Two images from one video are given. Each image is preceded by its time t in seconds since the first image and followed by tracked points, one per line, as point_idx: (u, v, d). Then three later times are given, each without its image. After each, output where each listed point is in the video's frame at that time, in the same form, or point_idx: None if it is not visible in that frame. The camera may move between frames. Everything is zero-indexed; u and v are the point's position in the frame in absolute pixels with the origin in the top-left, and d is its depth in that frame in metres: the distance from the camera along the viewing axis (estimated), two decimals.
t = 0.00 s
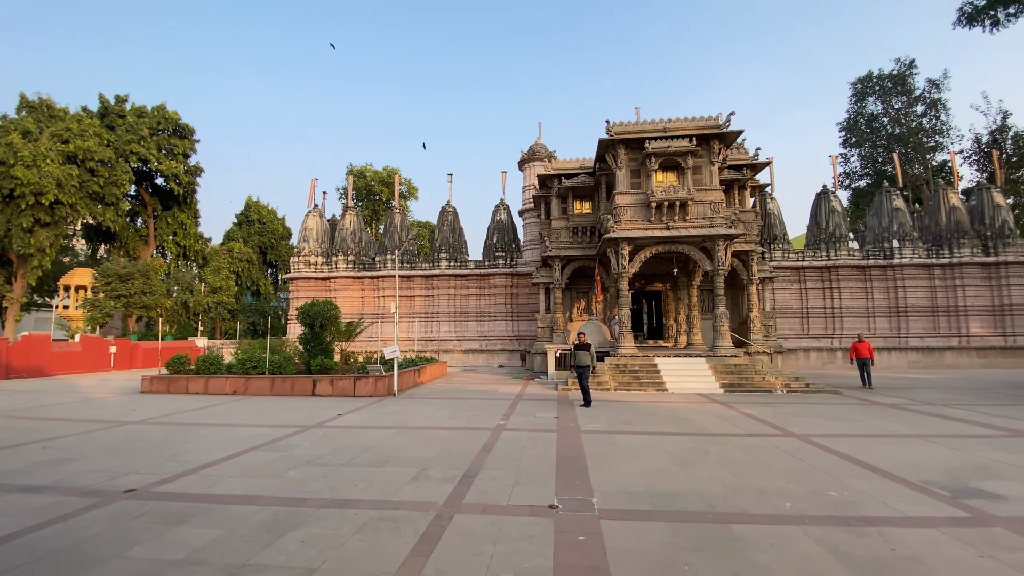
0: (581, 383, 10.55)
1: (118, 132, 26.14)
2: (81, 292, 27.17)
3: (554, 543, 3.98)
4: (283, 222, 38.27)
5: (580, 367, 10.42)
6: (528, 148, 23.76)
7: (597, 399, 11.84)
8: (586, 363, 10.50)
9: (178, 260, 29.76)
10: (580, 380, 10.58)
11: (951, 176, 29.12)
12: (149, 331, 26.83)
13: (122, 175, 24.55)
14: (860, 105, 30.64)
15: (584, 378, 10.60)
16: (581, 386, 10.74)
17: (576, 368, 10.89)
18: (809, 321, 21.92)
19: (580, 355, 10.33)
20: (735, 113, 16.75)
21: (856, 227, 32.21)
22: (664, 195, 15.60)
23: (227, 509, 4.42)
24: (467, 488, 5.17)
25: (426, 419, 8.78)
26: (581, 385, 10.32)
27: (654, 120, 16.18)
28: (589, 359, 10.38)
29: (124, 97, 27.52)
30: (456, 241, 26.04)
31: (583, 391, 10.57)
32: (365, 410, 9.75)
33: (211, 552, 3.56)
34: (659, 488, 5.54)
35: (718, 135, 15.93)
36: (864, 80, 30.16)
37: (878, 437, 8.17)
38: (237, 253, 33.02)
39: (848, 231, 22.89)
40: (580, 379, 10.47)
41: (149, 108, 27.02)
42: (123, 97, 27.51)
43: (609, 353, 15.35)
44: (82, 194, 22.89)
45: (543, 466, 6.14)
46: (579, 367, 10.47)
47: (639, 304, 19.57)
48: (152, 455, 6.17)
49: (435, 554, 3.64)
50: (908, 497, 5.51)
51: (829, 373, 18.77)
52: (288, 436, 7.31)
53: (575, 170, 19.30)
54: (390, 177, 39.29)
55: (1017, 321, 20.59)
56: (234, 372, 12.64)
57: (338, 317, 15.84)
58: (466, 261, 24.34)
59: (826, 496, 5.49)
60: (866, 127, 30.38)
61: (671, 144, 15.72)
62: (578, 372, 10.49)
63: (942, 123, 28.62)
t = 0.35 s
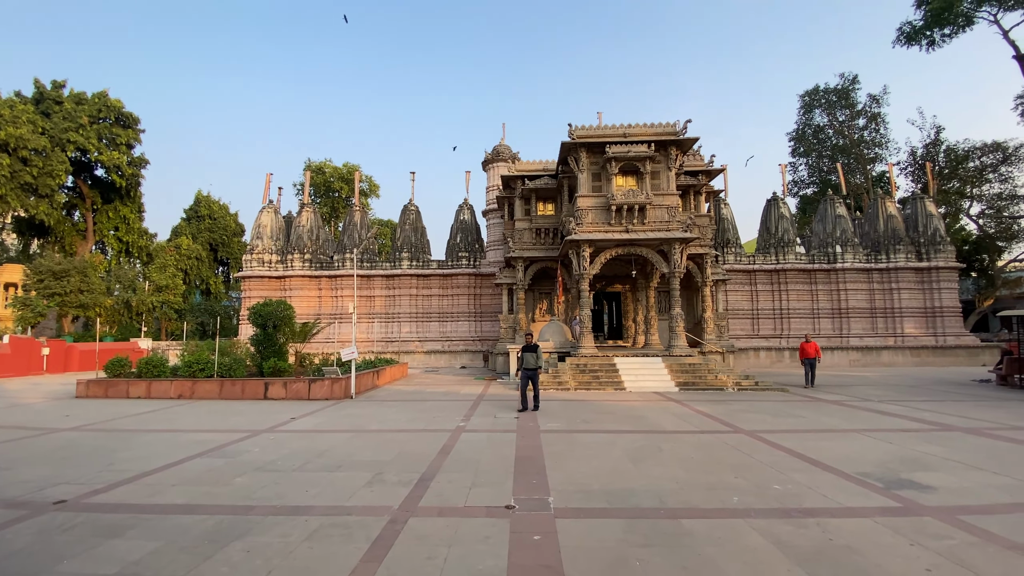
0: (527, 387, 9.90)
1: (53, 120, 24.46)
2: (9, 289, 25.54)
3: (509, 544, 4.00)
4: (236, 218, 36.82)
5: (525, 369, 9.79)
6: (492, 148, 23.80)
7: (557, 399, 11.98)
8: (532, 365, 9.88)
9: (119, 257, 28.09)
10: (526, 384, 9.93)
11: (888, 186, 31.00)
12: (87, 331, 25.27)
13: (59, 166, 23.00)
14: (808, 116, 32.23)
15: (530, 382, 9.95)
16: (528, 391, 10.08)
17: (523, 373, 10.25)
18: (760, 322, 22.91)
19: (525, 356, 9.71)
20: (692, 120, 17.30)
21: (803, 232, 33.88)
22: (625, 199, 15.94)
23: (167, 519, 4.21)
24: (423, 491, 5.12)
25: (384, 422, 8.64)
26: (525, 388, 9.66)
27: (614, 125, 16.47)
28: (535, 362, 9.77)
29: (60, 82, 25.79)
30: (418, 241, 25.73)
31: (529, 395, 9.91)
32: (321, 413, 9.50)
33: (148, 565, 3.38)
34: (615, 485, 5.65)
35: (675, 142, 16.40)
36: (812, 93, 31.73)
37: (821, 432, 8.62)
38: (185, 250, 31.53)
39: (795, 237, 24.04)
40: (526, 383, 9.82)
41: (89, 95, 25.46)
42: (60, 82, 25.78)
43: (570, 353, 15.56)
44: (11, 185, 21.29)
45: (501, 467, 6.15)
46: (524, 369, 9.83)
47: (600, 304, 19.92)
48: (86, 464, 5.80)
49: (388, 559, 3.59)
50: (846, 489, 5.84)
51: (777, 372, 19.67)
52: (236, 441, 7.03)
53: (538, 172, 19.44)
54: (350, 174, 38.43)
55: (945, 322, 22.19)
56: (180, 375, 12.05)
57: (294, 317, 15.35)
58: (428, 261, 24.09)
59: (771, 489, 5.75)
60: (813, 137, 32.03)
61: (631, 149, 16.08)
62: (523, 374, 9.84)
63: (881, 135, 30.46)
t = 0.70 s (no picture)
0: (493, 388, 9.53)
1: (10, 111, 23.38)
2: None
3: (482, 545, 3.99)
4: (206, 216, 35.86)
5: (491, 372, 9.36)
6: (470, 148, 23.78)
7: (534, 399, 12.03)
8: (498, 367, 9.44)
9: (81, 255, 27.02)
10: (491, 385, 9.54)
11: (854, 191, 32.02)
12: (46, 332, 24.24)
13: (17, 160, 21.99)
14: (779, 122, 33.09)
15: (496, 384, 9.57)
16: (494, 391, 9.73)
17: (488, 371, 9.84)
18: (732, 322, 23.42)
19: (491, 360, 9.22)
20: (667, 124, 17.58)
21: (774, 234, 34.75)
22: (601, 200, 16.09)
23: (129, 526, 4.08)
24: (397, 493, 5.07)
25: (358, 424, 8.54)
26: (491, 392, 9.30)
27: (592, 127, 16.59)
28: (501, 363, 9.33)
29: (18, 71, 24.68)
30: (395, 240, 25.48)
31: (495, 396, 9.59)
32: (293, 415, 9.32)
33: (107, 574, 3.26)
34: (589, 484, 5.70)
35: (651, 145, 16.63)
36: (783, 99, 32.57)
37: (789, 429, 8.86)
38: (151, 248, 30.54)
39: (766, 239, 24.63)
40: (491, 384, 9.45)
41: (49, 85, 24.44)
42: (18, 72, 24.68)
43: (548, 353, 15.64)
44: None
45: (476, 468, 6.13)
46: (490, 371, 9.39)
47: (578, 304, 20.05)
48: (43, 470, 5.58)
49: (359, 562, 3.55)
50: (812, 484, 6.02)
51: (749, 370, 20.16)
52: (204, 445, 6.84)
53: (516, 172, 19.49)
54: (325, 171, 37.81)
55: (907, 322, 23.02)
56: (145, 378, 11.68)
57: (266, 317, 15.02)
58: (405, 260, 23.87)
59: (741, 485, 5.89)
60: (784, 142, 32.91)
61: (608, 151, 16.24)
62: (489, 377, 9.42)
63: (848, 141, 31.46)
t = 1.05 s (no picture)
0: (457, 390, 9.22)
1: None
2: None
3: (456, 546, 3.98)
4: (174, 212, 34.80)
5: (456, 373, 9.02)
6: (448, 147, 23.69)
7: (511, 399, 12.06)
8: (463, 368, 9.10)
9: (40, 252, 25.87)
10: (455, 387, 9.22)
11: (822, 195, 32.99)
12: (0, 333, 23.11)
13: None
14: (751, 127, 33.88)
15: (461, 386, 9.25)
16: (458, 392, 9.42)
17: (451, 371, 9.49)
18: (705, 322, 23.88)
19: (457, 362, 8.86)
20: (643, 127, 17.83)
21: (746, 236, 35.59)
22: (579, 201, 16.23)
23: (87, 534, 3.93)
24: (370, 496, 5.01)
25: (332, 426, 8.41)
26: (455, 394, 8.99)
27: (570, 128, 16.69)
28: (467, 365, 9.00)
29: None
30: (371, 239, 25.16)
31: (458, 398, 9.28)
32: (264, 418, 9.13)
33: None
34: (564, 483, 5.74)
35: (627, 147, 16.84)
36: (755, 104, 33.38)
37: (759, 427, 9.09)
38: (116, 245, 29.48)
39: (738, 241, 25.19)
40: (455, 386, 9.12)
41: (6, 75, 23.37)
42: None
43: (526, 353, 15.69)
44: None
45: (451, 469, 6.11)
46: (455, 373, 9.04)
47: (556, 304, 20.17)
48: None
49: (330, 567, 3.50)
50: (780, 480, 6.19)
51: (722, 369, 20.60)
52: (170, 449, 6.64)
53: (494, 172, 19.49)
54: (299, 169, 37.13)
55: (872, 322, 23.86)
56: (107, 380, 11.27)
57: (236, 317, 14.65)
58: (382, 260, 23.61)
59: (712, 482, 6.02)
60: (756, 146, 33.74)
61: (586, 153, 16.37)
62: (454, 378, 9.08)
63: (817, 147, 32.42)
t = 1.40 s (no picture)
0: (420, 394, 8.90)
1: None
2: None
3: (430, 548, 3.96)
4: (141, 209, 33.74)
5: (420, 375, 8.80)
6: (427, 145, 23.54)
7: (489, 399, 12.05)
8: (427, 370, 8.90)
9: None
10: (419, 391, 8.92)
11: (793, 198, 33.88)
12: None
13: None
14: (725, 130, 34.59)
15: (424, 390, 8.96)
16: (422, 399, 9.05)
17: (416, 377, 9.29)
18: (680, 321, 24.30)
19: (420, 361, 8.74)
20: (620, 129, 18.06)
21: (720, 237, 36.34)
22: (557, 202, 16.31)
23: (45, 543, 3.78)
24: (343, 499, 4.95)
25: (305, 428, 8.26)
26: (418, 396, 8.74)
27: (548, 129, 16.77)
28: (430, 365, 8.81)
29: None
30: (347, 237, 24.80)
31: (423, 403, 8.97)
32: (235, 420, 8.92)
33: None
34: (539, 482, 5.77)
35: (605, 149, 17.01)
36: (730, 108, 34.10)
37: (731, 423, 9.29)
38: (78, 243, 28.40)
39: (712, 242, 25.68)
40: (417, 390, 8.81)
41: None
42: None
43: (504, 353, 15.71)
44: None
45: (427, 470, 6.07)
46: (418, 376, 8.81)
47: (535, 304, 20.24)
48: None
49: (300, 572, 3.44)
50: (750, 475, 6.34)
51: (696, 368, 21.00)
52: (135, 454, 6.44)
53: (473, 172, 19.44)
54: (273, 165, 36.38)
55: (839, 321, 24.63)
56: (69, 383, 10.86)
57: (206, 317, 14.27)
58: (358, 259, 23.31)
59: (684, 478, 6.13)
60: (730, 149, 34.48)
61: (564, 154, 16.47)
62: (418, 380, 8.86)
63: (788, 151, 33.30)
